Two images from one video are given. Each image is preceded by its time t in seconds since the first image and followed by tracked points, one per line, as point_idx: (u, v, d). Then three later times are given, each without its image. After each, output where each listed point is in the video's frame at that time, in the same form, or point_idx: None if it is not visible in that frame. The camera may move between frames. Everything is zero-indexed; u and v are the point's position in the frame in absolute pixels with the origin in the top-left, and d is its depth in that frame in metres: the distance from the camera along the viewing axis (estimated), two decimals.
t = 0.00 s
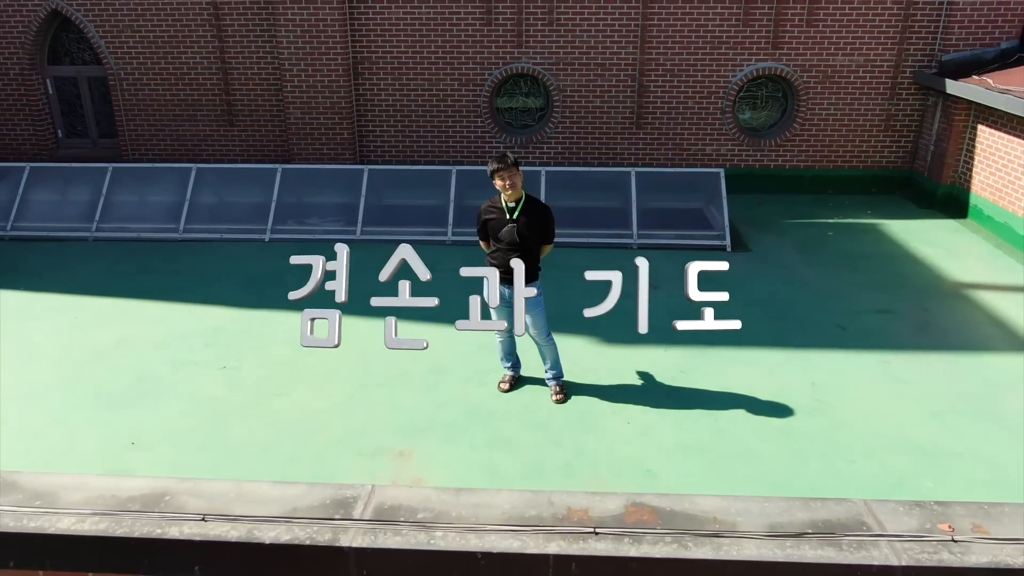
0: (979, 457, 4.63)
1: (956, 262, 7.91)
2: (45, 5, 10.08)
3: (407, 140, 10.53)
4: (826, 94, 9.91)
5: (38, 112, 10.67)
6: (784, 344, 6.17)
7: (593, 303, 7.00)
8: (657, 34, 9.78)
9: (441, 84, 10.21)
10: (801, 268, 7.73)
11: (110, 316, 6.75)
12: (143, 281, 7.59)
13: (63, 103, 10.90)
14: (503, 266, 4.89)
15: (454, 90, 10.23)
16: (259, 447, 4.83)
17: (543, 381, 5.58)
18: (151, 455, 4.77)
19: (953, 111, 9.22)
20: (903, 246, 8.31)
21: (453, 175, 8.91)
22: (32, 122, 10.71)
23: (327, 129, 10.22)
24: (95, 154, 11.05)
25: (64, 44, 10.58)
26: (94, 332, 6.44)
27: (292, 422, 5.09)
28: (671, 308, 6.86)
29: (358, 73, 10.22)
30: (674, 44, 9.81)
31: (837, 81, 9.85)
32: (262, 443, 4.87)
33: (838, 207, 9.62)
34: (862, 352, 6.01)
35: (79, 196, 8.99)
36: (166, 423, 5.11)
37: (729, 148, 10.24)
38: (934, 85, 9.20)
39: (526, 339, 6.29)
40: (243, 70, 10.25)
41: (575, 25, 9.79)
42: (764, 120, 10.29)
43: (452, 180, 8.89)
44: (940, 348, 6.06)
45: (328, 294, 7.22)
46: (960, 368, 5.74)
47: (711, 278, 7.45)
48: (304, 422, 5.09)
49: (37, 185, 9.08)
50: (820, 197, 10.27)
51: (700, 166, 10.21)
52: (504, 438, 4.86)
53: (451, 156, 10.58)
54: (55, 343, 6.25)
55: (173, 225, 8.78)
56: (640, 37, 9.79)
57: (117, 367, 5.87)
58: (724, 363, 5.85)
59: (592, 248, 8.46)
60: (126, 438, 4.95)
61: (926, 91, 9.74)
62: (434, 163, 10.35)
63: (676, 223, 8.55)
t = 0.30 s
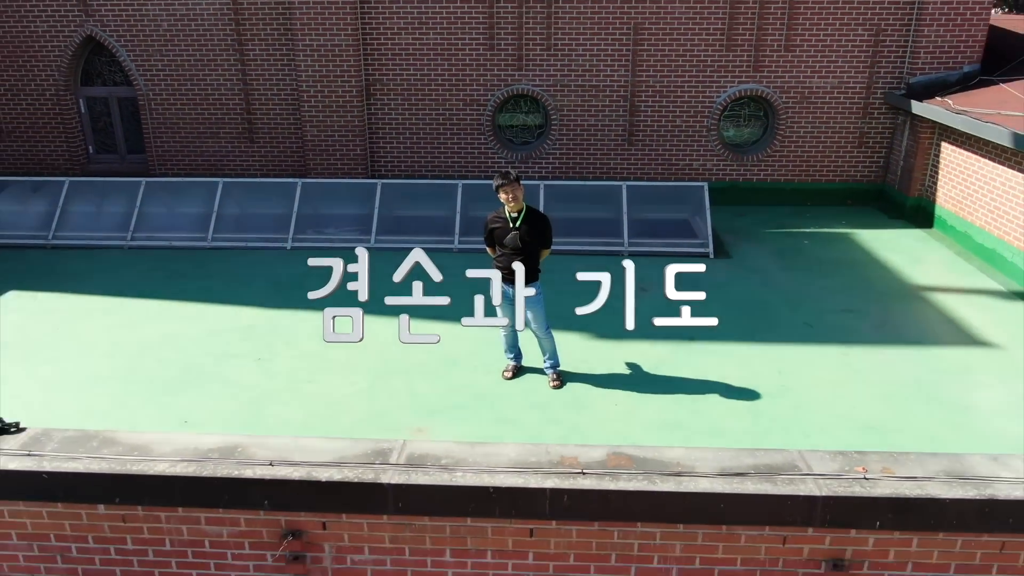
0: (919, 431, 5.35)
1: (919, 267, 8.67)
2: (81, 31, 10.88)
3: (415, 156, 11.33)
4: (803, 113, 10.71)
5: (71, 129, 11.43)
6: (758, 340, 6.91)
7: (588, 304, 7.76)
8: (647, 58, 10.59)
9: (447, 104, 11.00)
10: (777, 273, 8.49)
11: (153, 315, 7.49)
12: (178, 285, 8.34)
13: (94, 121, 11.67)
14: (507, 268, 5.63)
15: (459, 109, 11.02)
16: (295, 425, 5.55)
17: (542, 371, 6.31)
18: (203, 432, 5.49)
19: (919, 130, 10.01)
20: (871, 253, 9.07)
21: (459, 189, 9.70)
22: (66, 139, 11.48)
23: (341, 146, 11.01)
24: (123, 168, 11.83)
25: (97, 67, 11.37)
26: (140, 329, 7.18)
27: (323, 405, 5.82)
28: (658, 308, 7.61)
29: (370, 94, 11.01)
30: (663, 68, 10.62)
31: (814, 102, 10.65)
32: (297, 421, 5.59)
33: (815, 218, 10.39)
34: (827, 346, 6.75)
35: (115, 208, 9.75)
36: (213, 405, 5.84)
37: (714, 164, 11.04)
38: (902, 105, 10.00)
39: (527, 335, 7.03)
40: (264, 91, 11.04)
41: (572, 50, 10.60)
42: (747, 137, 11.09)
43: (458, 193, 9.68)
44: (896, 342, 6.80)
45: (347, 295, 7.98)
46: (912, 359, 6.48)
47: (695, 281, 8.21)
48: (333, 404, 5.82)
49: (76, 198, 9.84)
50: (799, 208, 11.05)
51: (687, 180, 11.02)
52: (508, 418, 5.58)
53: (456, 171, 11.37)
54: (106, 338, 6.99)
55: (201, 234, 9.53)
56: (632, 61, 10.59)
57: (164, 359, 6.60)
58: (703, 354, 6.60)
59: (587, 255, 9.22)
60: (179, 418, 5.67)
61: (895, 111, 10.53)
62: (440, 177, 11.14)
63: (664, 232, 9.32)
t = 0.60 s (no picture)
0: (865, 413, 6.15)
1: (881, 275, 9.52)
2: (111, 58, 11.76)
3: (421, 173, 12.19)
4: (780, 134, 11.60)
5: (100, 148, 12.29)
6: (730, 339, 7.74)
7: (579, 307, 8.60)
8: (635, 83, 11.49)
9: (450, 125, 11.87)
10: (752, 280, 9.34)
11: (187, 318, 8.32)
12: (207, 291, 9.17)
13: (122, 140, 12.54)
14: (507, 273, 6.47)
15: (461, 130, 11.88)
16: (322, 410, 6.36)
17: (538, 365, 7.13)
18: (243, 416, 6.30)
19: (884, 149, 10.90)
20: (839, 262, 9.93)
21: (462, 204, 10.57)
22: (95, 157, 12.34)
23: (351, 164, 11.87)
24: (148, 184, 12.68)
25: (125, 90, 12.26)
26: (178, 330, 8.01)
27: (346, 393, 6.63)
28: (642, 311, 8.45)
29: (379, 116, 11.88)
30: (649, 92, 11.52)
31: (789, 123, 11.54)
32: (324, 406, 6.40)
33: (790, 230, 11.26)
34: (791, 344, 7.58)
35: (146, 222, 10.61)
36: (249, 394, 6.65)
37: (698, 180, 11.92)
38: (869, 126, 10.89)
39: (524, 335, 7.86)
40: (281, 113, 11.90)
41: (565, 75, 11.49)
42: (728, 155, 11.99)
43: (461, 208, 10.55)
44: (853, 340, 7.64)
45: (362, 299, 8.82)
46: (865, 354, 7.30)
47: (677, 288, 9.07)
48: (354, 393, 6.63)
49: (109, 212, 10.69)
50: (777, 221, 11.92)
51: (673, 196, 11.90)
52: (508, 404, 6.40)
53: (459, 186, 12.23)
54: (148, 338, 7.82)
55: (225, 245, 10.37)
56: (620, 86, 11.49)
57: (202, 356, 7.42)
58: (681, 350, 7.43)
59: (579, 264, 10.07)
60: (220, 404, 6.48)
61: (863, 131, 11.42)
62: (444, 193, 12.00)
63: (650, 243, 10.18)
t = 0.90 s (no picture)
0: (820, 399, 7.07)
1: (847, 282, 10.46)
2: (142, 83, 12.74)
3: (427, 190, 13.16)
4: (758, 153, 12.58)
5: (129, 166, 13.25)
6: (706, 338, 8.67)
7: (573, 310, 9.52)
8: (624, 107, 12.48)
9: (455, 145, 12.85)
10: (730, 287, 10.28)
11: (220, 321, 9.24)
12: (235, 297, 10.10)
13: (149, 159, 13.50)
14: (508, 278, 7.38)
15: (465, 149, 12.86)
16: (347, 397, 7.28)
17: (535, 360, 8.03)
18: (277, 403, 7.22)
19: (853, 167, 11.87)
20: (810, 271, 10.89)
21: (466, 218, 11.56)
22: (125, 175, 13.31)
23: (364, 181, 12.84)
24: (173, 199, 13.64)
25: (154, 113, 13.23)
26: (213, 331, 8.93)
27: (367, 384, 7.55)
28: (630, 314, 9.38)
29: (389, 137, 12.85)
30: (638, 115, 12.51)
31: (767, 143, 12.52)
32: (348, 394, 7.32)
33: (768, 242, 12.23)
34: (761, 343, 8.51)
35: (176, 234, 11.57)
36: (282, 384, 7.57)
37: (683, 195, 12.89)
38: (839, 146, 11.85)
39: (523, 335, 8.78)
40: (298, 134, 12.87)
41: (561, 100, 12.48)
42: (710, 172, 12.97)
43: (465, 222, 11.53)
44: (816, 340, 8.57)
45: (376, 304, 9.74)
46: (826, 351, 8.23)
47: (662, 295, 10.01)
48: (374, 384, 7.55)
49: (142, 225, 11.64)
50: (756, 233, 12.88)
51: (660, 210, 12.86)
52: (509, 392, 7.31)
53: (462, 202, 13.19)
54: (187, 338, 8.74)
55: (249, 255, 11.31)
56: (611, 109, 12.48)
57: (237, 353, 8.34)
58: (662, 348, 8.35)
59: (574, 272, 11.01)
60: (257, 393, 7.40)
61: (835, 150, 12.40)
62: (449, 208, 12.96)
63: (638, 253, 11.14)
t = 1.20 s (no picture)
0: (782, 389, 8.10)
1: (817, 289, 11.51)
2: (170, 107, 13.82)
3: (433, 205, 14.21)
4: (738, 170, 13.66)
5: (158, 183, 14.31)
6: (686, 339, 9.70)
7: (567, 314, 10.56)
8: (615, 129, 13.57)
9: (459, 164, 13.92)
10: (710, 294, 11.32)
11: (250, 324, 10.26)
12: (261, 303, 11.12)
13: (176, 176, 14.56)
14: (507, 284, 8.41)
15: (469, 168, 13.93)
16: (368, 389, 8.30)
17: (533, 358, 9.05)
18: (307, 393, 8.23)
19: (824, 184, 12.94)
20: (784, 279, 11.93)
21: (470, 231, 12.63)
22: (154, 191, 14.37)
23: (375, 197, 13.91)
24: (198, 214, 14.69)
25: (180, 134, 14.31)
26: (244, 333, 9.96)
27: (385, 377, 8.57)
28: (618, 318, 10.42)
29: (399, 156, 13.92)
30: (628, 136, 13.60)
31: (746, 162, 13.60)
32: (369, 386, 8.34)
33: (747, 252, 13.28)
34: (735, 343, 9.55)
35: (204, 247, 12.62)
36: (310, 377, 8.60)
37: (670, 210, 13.96)
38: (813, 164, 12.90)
39: (522, 336, 9.81)
40: (314, 153, 13.94)
41: (557, 122, 13.56)
42: (695, 189, 14.05)
43: (469, 235, 12.61)
44: (783, 340, 9.60)
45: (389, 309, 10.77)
46: (791, 349, 9.26)
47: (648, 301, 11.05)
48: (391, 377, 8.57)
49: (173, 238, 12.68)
50: (738, 244, 13.94)
51: (648, 224, 13.93)
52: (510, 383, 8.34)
53: (466, 216, 14.24)
54: (221, 339, 9.76)
55: (271, 265, 12.35)
56: (603, 131, 13.57)
57: (268, 351, 9.36)
58: (646, 347, 9.39)
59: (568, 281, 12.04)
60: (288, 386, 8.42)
61: (809, 168, 13.48)
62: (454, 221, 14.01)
63: (627, 264, 12.22)
